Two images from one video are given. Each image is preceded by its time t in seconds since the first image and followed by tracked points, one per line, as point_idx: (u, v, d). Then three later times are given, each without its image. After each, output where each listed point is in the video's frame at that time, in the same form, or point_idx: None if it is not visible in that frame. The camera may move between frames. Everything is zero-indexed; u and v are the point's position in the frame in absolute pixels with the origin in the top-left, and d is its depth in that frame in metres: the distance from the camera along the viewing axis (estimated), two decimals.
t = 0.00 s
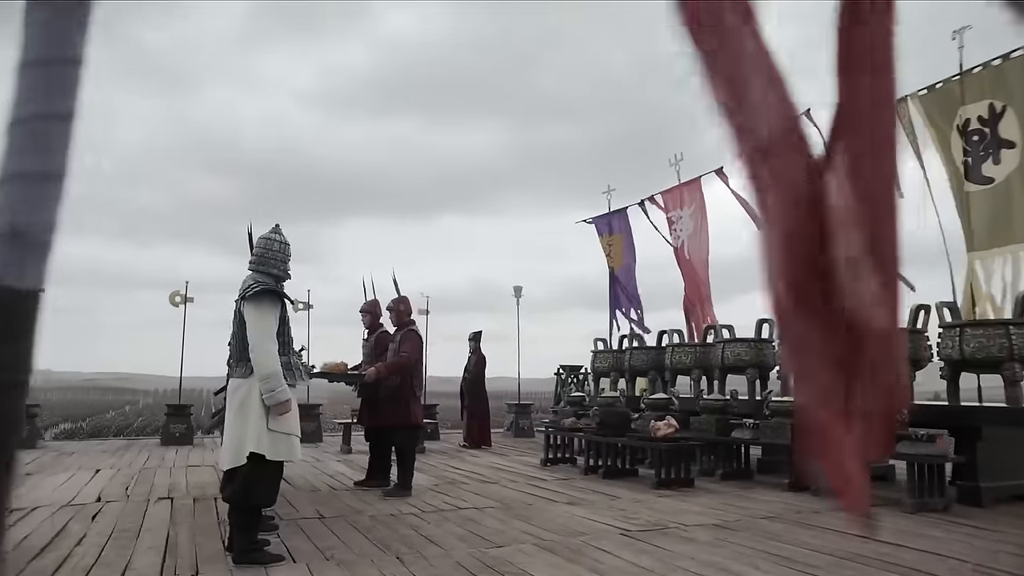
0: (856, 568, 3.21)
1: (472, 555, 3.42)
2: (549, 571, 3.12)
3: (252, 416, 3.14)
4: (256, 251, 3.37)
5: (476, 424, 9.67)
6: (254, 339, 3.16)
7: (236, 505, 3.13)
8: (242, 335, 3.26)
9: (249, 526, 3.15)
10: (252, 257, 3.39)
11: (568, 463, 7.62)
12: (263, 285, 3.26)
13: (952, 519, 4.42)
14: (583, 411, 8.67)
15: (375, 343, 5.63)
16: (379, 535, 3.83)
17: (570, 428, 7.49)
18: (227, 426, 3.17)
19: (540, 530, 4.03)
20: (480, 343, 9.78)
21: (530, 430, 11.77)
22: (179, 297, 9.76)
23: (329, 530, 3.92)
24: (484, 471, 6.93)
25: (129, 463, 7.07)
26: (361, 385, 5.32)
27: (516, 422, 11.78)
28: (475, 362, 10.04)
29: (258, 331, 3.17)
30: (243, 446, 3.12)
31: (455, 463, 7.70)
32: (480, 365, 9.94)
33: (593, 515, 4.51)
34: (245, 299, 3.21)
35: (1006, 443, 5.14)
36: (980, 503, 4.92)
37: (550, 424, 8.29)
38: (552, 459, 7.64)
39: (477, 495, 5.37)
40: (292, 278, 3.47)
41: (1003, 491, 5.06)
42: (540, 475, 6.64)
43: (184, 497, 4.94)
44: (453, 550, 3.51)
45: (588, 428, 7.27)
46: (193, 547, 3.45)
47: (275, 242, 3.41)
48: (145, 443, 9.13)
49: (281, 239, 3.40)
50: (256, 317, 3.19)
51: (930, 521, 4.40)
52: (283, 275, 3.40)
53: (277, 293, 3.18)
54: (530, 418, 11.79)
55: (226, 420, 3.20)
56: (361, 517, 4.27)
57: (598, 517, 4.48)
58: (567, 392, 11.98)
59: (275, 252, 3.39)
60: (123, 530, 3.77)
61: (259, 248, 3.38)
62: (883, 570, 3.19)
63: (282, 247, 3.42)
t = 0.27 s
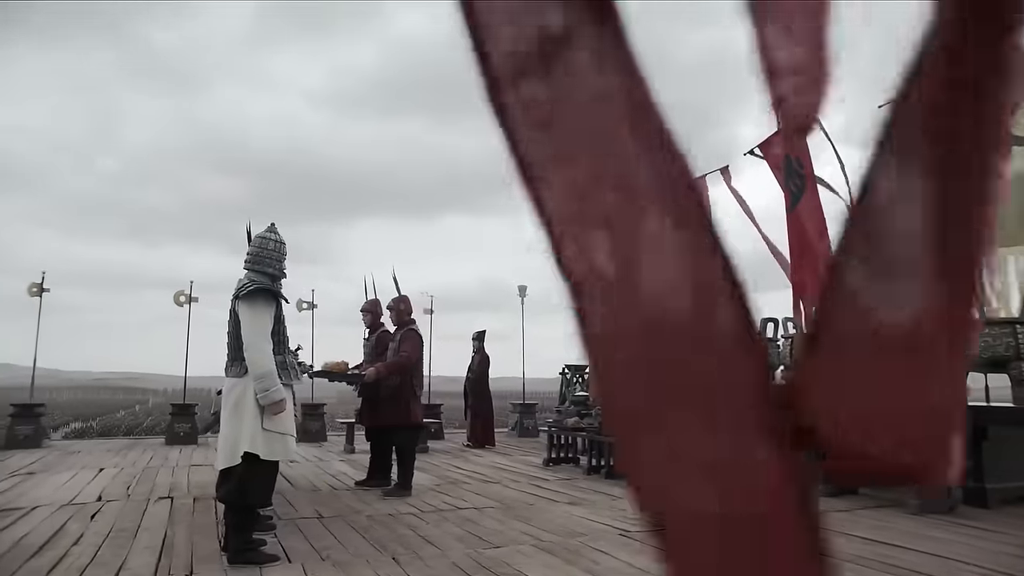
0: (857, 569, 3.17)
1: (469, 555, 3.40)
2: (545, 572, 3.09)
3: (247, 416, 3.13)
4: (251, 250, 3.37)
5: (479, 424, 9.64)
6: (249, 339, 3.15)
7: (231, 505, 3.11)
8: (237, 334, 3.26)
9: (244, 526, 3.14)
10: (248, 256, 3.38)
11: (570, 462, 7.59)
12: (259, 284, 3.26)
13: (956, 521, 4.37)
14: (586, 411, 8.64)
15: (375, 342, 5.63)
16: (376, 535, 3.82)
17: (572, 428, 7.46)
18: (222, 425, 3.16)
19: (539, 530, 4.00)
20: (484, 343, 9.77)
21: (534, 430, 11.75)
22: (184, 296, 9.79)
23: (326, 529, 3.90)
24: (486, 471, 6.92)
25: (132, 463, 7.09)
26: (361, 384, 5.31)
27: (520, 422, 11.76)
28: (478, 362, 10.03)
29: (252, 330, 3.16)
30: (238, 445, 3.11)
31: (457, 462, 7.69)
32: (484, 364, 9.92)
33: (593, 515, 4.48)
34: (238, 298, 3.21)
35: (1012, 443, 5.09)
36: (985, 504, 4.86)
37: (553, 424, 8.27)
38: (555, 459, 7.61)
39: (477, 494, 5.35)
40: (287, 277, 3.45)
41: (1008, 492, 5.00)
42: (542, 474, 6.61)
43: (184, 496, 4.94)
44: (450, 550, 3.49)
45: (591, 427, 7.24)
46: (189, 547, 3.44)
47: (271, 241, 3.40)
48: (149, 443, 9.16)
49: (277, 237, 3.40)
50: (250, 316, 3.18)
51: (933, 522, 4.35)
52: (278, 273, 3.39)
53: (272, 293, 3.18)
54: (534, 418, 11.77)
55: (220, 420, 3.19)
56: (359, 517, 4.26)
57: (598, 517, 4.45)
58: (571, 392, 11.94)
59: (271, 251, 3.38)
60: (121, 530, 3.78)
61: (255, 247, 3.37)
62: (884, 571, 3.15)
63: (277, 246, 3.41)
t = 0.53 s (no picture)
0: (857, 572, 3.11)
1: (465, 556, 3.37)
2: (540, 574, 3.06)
3: (241, 415, 3.11)
4: (246, 249, 3.35)
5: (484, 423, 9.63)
6: (242, 338, 3.14)
7: (225, 505, 3.10)
8: (231, 333, 3.25)
9: (238, 526, 3.13)
10: (242, 255, 3.37)
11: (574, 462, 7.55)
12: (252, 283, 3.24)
13: (962, 522, 4.30)
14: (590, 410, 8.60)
15: (377, 342, 5.62)
16: (372, 536, 3.79)
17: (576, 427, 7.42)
18: (217, 424, 3.15)
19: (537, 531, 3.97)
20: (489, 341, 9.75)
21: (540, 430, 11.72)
22: (189, 295, 9.81)
23: (323, 530, 3.88)
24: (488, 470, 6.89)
25: (136, 461, 7.11)
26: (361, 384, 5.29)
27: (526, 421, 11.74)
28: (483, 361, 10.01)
29: (245, 329, 3.15)
30: (232, 445, 3.09)
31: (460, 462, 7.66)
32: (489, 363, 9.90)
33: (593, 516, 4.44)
34: (233, 297, 3.20)
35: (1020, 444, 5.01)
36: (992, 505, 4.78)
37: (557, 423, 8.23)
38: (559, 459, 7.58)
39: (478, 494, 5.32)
40: (282, 276, 3.43)
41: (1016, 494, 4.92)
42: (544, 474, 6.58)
43: (183, 495, 4.94)
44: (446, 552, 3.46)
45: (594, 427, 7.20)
46: (184, 546, 3.43)
47: (265, 240, 3.39)
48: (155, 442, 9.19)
49: (271, 236, 3.38)
50: (243, 315, 3.17)
51: (939, 523, 4.28)
52: (273, 272, 3.37)
53: (264, 291, 3.16)
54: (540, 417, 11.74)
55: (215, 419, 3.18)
56: (357, 517, 4.24)
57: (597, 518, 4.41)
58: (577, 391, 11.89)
59: (265, 250, 3.37)
60: (118, 529, 3.77)
61: (249, 246, 3.36)
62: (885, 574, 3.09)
63: (272, 245, 3.39)
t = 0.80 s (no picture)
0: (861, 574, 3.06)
1: (464, 555, 3.34)
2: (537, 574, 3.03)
3: (238, 414, 3.11)
4: (242, 247, 3.34)
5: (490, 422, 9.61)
6: (238, 336, 3.13)
7: (223, 505, 3.09)
8: (228, 331, 3.24)
9: (236, 525, 3.12)
10: (239, 252, 3.36)
11: (579, 460, 7.51)
12: (249, 280, 3.24)
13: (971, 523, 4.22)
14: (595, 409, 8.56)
15: (380, 340, 5.61)
16: (372, 534, 3.78)
17: (581, 426, 7.38)
18: (214, 424, 3.14)
19: (538, 530, 3.94)
20: (495, 340, 9.74)
21: (547, 428, 11.69)
22: (196, 294, 9.86)
23: (323, 528, 3.87)
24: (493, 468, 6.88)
25: (142, 459, 7.15)
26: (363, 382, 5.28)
27: (534, 420, 11.72)
28: (489, 359, 9.98)
29: (241, 327, 3.15)
30: (228, 444, 3.09)
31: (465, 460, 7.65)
32: (495, 362, 9.87)
33: (595, 515, 4.40)
34: (228, 295, 3.20)
35: None
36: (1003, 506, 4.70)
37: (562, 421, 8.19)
38: (564, 457, 7.54)
39: (481, 493, 5.30)
40: (279, 273, 3.42)
41: None
42: (548, 473, 6.55)
43: (186, 494, 4.95)
44: (444, 550, 3.45)
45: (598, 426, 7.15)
46: (184, 545, 3.43)
47: (262, 237, 3.38)
48: (162, 440, 9.24)
49: (268, 234, 3.38)
50: (239, 313, 3.16)
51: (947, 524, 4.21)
52: (270, 270, 3.36)
53: (260, 290, 3.16)
54: (547, 416, 11.71)
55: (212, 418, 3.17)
56: (358, 516, 4.23)
57: (600, 517, 4.37)
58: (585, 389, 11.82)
59: (262, 247, 3.36)
60: (119, 527, 3.78)
61: (246, 243, 3.35)
62: None
63: (269, 242, 3.39)
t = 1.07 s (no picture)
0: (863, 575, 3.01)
1: (462, 555, 3.32)
2: (534, 573, 3.01)
3: (236, 413, 3.10)
4: (241, 246, 3.35)
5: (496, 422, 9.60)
6: (235, 335, 3.13)
7: (221, 504, 3.09)
8: (226, 330, 3.24)
9: (234, 524, 3.11)
10: (238, 252, 3.36)
11: (584, 460, 7.47)
12: (247, 279, 3.24)
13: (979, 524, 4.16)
14: (601, 408, 8.53)
15: (384, 338, 5.61)
16: (371, 534, 3.76)
17: (586, 425, 7.35)
18: (212, 423, 3.14)
19: (538, 530, 3.91)
20: (501, 339, 9.73)
21: (554, 428, 11.65)
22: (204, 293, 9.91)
23: (323, 527, 3.86)
24: (497, 468, 6.85)
25: (149, 458, 7.19)
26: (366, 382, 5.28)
27: (541, 419, 11.69)
28: (495, 358, 9.96)
29: (239, 326, 3.14)
30: (226, 442, 3.08)
31: (470, 459, 7.64)
32: (501, 361, 9.86)
33: (596, 515, 4.37)
34: (227, 294, 3.19)
35: None
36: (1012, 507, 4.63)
37: (567, 420, 8.16)
38: (569, 457, 7.51)
39: (483, 492, 5.28)
40: (278, 272, 3.43)
41: None
42: (552, 473, 6.52)
43: (189, 492, 4.97)
44: (443, 550, 3.43)
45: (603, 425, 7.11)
46: (184, 544, 3.44)
47: (260, 236, 3.38)
48: (170, 439, 9.29)
49: (266, 233, 3.38)
50: (237, 312, 3.16)
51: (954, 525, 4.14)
52: (268, 269, 3.36)
53: (258, 289, 3.16)
54: (554, 416, 11.68)
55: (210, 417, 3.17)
56: (358, 515, 4.22)
57: (602, 517, 4.33)
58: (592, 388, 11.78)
59: (260, 246, 3.36)
60: (120, 525, 3.80)
61: (245, 243, 3.35)
62: None
63: (267, 241, 3.39)
